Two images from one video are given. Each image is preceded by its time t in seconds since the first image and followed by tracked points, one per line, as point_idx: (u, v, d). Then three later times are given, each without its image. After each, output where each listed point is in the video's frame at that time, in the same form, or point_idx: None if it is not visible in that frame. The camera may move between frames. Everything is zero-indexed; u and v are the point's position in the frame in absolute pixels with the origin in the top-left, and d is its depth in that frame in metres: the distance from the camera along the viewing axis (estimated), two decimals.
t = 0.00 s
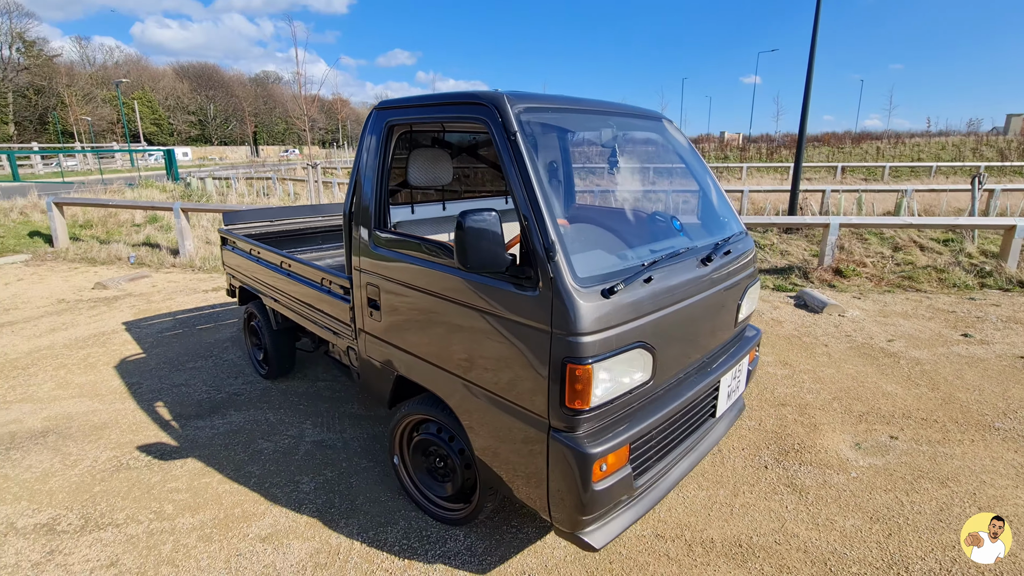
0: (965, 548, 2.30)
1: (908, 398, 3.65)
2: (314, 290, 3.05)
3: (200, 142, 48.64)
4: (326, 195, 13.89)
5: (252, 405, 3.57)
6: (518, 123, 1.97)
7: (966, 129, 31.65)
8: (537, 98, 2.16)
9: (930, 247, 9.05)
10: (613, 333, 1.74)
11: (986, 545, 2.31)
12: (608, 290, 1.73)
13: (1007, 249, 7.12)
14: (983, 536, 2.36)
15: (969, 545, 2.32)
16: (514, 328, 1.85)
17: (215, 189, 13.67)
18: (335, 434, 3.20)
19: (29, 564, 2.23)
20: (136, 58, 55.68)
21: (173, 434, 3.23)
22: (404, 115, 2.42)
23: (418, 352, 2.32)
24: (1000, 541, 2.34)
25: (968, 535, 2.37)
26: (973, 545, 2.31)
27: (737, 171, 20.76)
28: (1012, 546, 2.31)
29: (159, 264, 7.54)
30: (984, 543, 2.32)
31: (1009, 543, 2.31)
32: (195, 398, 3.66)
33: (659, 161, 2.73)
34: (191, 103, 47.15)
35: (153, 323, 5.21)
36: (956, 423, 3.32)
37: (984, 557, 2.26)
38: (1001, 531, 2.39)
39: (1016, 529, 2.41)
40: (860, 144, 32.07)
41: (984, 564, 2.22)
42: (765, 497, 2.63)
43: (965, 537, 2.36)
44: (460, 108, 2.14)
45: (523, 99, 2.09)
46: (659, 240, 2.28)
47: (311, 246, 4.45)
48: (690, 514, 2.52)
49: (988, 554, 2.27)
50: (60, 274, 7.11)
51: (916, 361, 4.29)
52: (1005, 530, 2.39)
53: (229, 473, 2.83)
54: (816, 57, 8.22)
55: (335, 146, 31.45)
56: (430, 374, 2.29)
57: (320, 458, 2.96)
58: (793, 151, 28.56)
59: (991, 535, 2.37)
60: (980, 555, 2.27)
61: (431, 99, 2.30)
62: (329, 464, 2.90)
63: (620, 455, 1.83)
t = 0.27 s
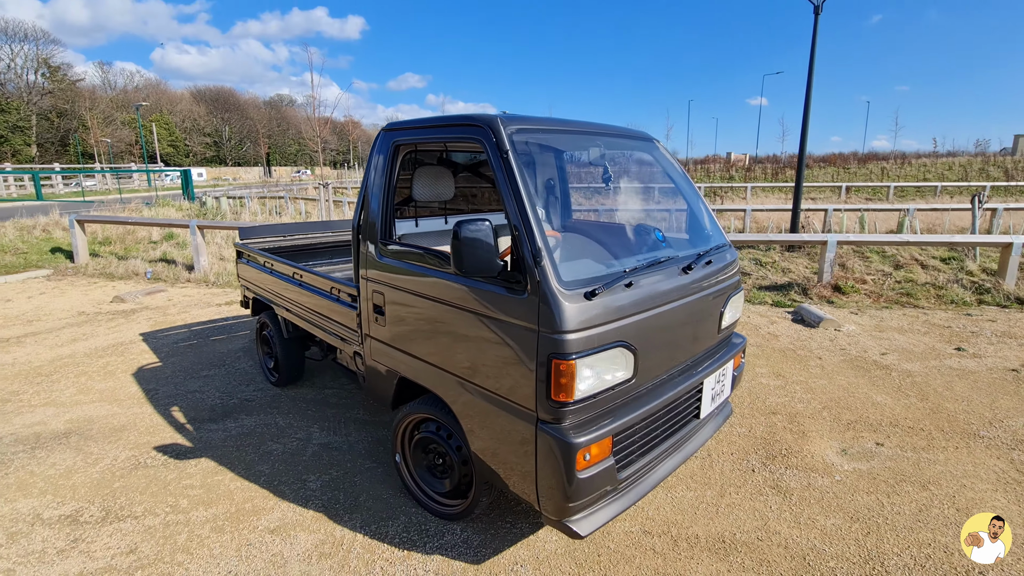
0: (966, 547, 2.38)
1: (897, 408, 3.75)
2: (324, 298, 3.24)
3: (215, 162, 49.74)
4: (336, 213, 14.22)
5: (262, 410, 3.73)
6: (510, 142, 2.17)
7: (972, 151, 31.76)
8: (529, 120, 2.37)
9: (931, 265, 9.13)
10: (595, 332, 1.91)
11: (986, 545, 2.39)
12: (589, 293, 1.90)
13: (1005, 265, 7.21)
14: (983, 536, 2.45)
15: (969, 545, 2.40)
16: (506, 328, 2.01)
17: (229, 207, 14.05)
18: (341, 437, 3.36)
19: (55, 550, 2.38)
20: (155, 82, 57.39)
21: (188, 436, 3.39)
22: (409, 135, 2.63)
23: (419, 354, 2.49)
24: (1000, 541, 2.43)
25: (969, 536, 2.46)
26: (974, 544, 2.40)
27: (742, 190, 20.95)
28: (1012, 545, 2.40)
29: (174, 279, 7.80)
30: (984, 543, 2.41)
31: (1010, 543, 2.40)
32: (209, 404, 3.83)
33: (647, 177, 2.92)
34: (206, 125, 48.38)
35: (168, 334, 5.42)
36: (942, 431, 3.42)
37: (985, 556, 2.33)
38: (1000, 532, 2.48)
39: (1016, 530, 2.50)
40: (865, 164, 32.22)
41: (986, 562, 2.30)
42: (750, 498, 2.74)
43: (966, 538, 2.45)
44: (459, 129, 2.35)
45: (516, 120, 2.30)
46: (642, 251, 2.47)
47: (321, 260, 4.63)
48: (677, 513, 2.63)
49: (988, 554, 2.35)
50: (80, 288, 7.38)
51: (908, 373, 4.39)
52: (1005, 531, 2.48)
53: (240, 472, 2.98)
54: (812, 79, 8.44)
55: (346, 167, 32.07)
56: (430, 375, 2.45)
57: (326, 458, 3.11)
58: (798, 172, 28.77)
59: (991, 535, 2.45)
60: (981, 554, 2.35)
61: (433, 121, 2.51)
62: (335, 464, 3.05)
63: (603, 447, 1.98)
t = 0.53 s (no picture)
0: (967, 548, 2.43)
1: (886, 412, 3.85)
2: (331, 302, 3.41)
3: (227, 175, 50.56)
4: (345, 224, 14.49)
5: (271, 410, 3.90)
6: (503, 154, 2.35)
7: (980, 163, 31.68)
8: (522, 134, 2.55)
9: (932, 275, 9.19)
10: (581, 329, 2.06)
11: (987, 545, 2.45)
12: (574, 293, 2.06)
13: (1004, 276, 7.27)
14: (984, 536, 2.50)
15: (970, 545, 2.46)
16: (498, 327, 2.17)
17: (241, 218, 14.37)
18: (345, 435, 3.51)
19: (77, 535, 2.54)
20: (170, 96, 58.61)
21: (200, 434, 3.56)
22: (412, 148, 2.82)
23: (420, 353, 2.65)
24: (1000, 541, 2.48)
25: (969, 536, 2.51)
26: (974, 544, 2.45)
27: (747, 202, 21.04)
28: (1012, 545, 2.45)
29: (187, 287, 8.03)
30: (984, 543, 2.46)
31: (1010, 543, 2.45)
32: (220, 404, 4.00)
33: (637, 187, 3.08)
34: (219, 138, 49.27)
35: (182, 339, 5.61)
36: (929, 433, 3.51)
37: (985, 556, 2.39)
38: (1000, 532, 2.53)
39: (1015, 530, 2.55)
40: (872, 176, 32.23)
41: (986, 563, 2.35)
42: (736, 494, 2.85)
43: (966, 538, 2.50)
44: (457, 143, 2.53)
45: (509, 135, 2.48)
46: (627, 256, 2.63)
47: (328, 267, 4.81)
48: (664, 508, 2.75)
49: (989, 554, 2.40)
50: (97, 295, 7.63)
51: (900, 379, 4.48)
52: (1005, 530, 2.54)
53: (250, 467, 3.14)
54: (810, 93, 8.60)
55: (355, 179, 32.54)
56: (429, 372, 2.61)
57: (331, 455, 3.25)
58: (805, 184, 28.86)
59: (991, 535, 2.51)
60: (981, 554, 2.40)
61: (434, 135, 2.70)
62: (339, 460, 3.20)
63: (588, 438, 2.12)
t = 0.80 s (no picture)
0: (966, 548, 2.45)
1: (878, 414, 3.93)
2: (338, 302, 3.58)
3: (240, 186, 51.41)
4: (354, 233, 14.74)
5: (279, 407, 4.05)
6: (498, 159, 2.52)
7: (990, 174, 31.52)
8: (517, 141, 2.72)
9: (937, 284, 9.20)
10: (568, 322, 2.20)
11: (986, 545, 2.46)
12: (563, 288, 2.21)
13: (1006, 284, 7.31)
14: (983, 536, 2.52)
15: (970, 545, 2.47)
16: (492, 320, 2.32)
17: (252, 228, 14.68)
18: (349, 430, 3.65)
19: (96, 517, 2.69)
20: (186, 110, 59.84)
21: (212, 428, 3.71)
22: (416, 155, 3.01)
23: (420, 348, 2.79)
24: (1000, 541, 2.50)
25: (970, 536, 2.53)
26: (974, 544, 2.47)
27: (754, 213, 21.09)
28: (1011, 545, 2.46)
29: (200, 293, 8.25)
30: (984, 543, 2.47)
31: (1009, 543, 2.47)
32: (231, 401, 4.16)
33: (629, 193, 3.24)
34: (233, 150, 50.17)
35: (195, 341, 5.80)
36: (918, 434, 3.59)
37: (985, 556, 2.40)
38: (1000, 532, 2.55)
39: (1015, 530, 2.57)
40: (880, 188, 32.16)
41: (986, 562, 2.36)
42: (724, 487, 2.95)
43: (966, 538, 2.52)
44: (456, 149, 2.71)
45: (504, 141, 2.66)
46: (616, 257, 2.78)
47: (336, 272, 4.97)
48: (654, 499, 2.85)
49: (989, 554, 2.42)
50: (113, 300, 7.87)
51: (895, 383, 4.55)
52: (1005, 531, 2.55)
53: (258, 458, 3.28)
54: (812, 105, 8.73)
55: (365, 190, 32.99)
56: (428, 366, 2.75)
57: (336, 448, 3.39)
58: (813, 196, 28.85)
59: (991, 535, 2.52)
60: (981, 554, 2.42)
61: (436, 143, 2.89)
62: (343, 452, 3.34)
63: (576, 425, 2.25)
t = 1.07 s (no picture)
0: (966, 548, 2.41)
1: (878, 409, 3.98)
2: (351, 293, 3.73)
3: (256, 189, 52.22)
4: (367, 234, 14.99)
5: (294, 395, 4.21)
6: (503, 154, 2.68)
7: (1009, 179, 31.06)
8: (521, 138, 2.87)
9: (948, 287, 9.16)
10: (567, 307, 2.32)
11: (986, 544, 2.42)
12: (561, 275, 2.33)
13: (1016, 287, 7.29)
14: (983, 536, 2.48)
15: (970, 545, 2.43)
16: (494, 306, 2.45)
17: (268, 228, 14.99)
18: (361, 416, 3.80)
19: (122, 490, 2.86)
20: (204, 114, 60.96)
21: (229, 413, 3.88)
22: (425, 151, 3.16)
23: (426, 334, 2.93)
24: (1000, 541, 2.46)
25: (969, 536, 2.49)
26: (974, 544, 2.43)
27: (766, 216, 21.03)
28: (1012, 545, 2.42)
29: (218, 290, 8.49)
30: (984, 543, 2.43)
31: (1008, 543, 2.42)
32: (247, 389, 4.34)
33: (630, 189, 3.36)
34: (250, 154, 51.01)
35: (213, 334, 6.01)
36: (917, 428, 3.64)
37: (985, 556, 2.36)
38: (1000, 532, 2.51)
39: (1015, 530, 2.53)
40: (896, 193, 31.84)
41: (986, 562, 2.32)
42: (721, 474, 3.04)
43: (966, 538, 2.48)
44: (464, 145, 2.87)
45: (509, 138, 2.80)
46: (614, 248, 2.91)
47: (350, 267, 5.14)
48: (651, 483, 2.95)
49: (988, 554, 2.38)
50: (135, 296, 8.14)
51: (897, 380, 4.60)
52: (1005, 531, 2.52)
53: (273, 441, 3.44)
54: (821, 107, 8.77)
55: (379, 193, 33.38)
56: (433, 351, 2.88)
57: (347, 432, 3.54)
58: (826, 200, 28.66)
59: (991, 535, 2.48)
60: (981, 554, 2.37)
61: (444, 139, 3.04)
62: (354, 436, 3.49)
63: (574, 406, 2.37)
